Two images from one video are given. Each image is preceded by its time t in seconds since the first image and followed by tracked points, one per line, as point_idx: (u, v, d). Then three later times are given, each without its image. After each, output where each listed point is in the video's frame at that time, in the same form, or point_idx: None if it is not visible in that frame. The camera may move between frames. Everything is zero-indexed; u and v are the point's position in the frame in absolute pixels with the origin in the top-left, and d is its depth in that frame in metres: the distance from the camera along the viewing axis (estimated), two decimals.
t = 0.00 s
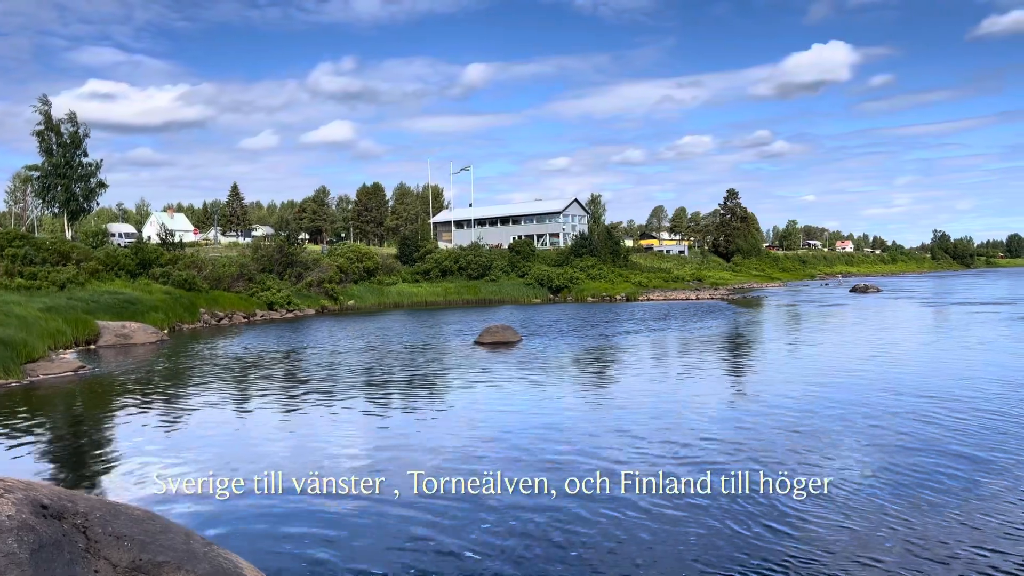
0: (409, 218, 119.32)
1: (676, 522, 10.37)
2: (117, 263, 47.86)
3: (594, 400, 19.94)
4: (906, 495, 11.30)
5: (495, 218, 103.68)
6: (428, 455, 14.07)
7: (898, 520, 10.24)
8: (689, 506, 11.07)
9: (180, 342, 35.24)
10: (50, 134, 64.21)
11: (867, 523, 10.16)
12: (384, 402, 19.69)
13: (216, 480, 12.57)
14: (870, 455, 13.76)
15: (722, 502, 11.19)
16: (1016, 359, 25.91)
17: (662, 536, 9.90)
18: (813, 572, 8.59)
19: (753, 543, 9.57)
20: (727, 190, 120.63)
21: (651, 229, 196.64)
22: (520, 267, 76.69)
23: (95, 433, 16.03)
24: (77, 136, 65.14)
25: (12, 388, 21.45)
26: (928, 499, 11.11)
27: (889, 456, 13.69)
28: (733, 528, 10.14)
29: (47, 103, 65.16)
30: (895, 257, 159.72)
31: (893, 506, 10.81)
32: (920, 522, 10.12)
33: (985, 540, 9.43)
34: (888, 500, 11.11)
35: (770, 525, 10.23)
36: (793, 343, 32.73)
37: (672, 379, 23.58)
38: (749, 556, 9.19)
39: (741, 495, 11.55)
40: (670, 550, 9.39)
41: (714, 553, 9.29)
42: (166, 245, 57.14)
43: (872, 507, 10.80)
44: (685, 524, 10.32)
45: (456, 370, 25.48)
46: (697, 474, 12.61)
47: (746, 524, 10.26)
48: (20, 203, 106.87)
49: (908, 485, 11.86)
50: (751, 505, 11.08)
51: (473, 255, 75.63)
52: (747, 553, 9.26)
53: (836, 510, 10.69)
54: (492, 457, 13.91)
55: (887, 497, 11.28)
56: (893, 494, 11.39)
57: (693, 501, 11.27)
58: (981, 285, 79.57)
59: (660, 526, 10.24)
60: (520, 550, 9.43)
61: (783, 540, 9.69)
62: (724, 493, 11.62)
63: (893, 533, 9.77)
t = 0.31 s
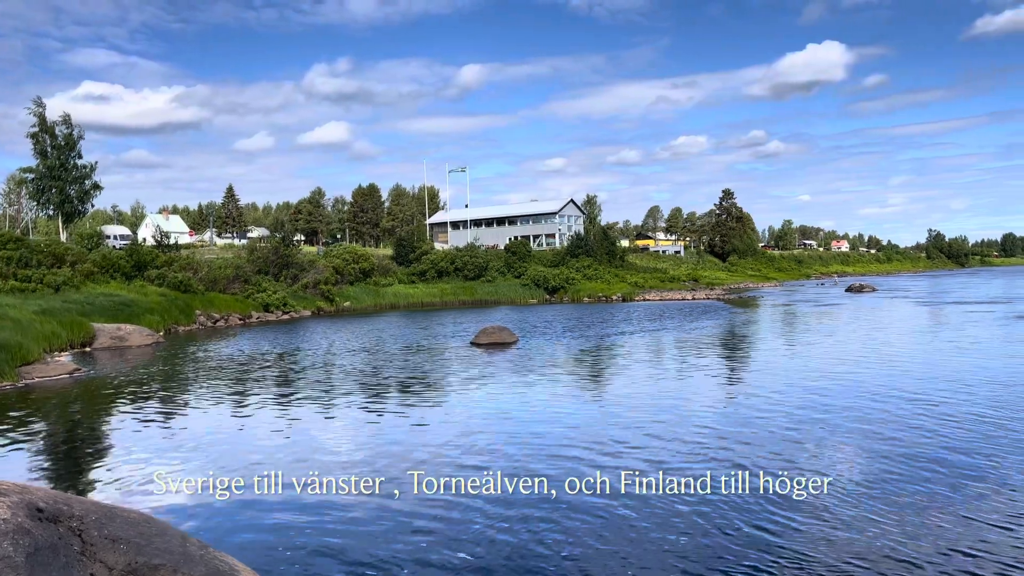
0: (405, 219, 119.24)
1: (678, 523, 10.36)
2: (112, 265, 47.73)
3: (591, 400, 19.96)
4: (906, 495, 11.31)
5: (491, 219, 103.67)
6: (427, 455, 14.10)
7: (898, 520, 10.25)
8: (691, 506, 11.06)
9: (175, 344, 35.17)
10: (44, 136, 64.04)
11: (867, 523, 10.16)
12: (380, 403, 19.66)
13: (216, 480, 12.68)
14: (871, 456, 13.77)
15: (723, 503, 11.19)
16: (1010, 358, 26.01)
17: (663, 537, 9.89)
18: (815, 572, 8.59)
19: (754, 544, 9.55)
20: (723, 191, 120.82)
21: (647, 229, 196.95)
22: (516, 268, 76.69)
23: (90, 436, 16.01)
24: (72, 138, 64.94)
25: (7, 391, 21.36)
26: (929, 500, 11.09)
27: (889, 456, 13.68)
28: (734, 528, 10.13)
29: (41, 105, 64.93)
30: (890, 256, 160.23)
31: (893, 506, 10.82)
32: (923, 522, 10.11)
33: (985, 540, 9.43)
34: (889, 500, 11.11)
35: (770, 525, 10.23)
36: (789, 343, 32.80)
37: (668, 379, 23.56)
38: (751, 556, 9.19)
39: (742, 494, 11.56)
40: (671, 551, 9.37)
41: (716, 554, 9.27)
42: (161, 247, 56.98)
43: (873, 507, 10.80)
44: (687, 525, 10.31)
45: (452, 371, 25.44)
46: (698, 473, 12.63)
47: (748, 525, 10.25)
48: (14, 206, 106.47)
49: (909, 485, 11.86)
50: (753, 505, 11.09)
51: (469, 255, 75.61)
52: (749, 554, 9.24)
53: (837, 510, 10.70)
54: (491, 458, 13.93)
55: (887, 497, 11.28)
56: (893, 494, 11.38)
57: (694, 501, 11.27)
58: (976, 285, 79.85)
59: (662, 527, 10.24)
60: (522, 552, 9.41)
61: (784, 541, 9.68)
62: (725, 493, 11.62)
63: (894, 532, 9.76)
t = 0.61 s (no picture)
0: (402, 220, 119.27)
1: (678, 523, 10.39)
2: (108, 267, 47.68)
3: (588, 400, 20.00)
4: (905, 495, 11.35)
5: (487, 219, 103.73)
6: (426, 456, 14.13)
7: (897, 519, 10.28)
8: (690, 505, 11.10)
9: (171, 346, 35.17)
10: (40, 139, 63.90)
11: (867, 522, 10.19)
12: (377, 404, 19.69)
13: (217, 480, 12.77)
14: (869, 455, 13.81)
15: (723, 502, 11.23)
16: (1006, 357, 26.12)
17: (663, 536, 9.91)
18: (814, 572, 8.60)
19: (754, 543, 9.57)
20: (719, 191, 121.16)
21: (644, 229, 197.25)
22: (513, 269, 76.77)
23: (88, 438, 16.02)
24: (67, 140, 64.82)
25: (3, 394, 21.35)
26: (929, 499, 11.12)
27: (888, 456, 13.71)
28: (734, 527, 10.17)
29: (36, 107, 64.78)
30: (886, 255, 160.63)
31: (893, 505, 10.84)
32: (923, 522, 10.13)
33: (985, 539, 9.45)
34: (888, 499, 11.14)
35: (770, 524, 10.26)
36: (786, 343, 32.91)
37: (665, 379, 23.64)
38: (751, 555, 9.20)
39: (742, 494, 11.60)
40: (671, 550, 9.40)
41: (717, 553, 9.28)
42: (157, 249, 56.88)
43: (872, 506, 10.84)
44: (687, 524, 10.33)
45: (449, 372, 25.48)
46: (698, 473, 12.66)
47: (748, 524, 10.29)
48: (9, 208, 106.18)
49: (908, 484, 11.90)
50: (752, 504, 11.13)
51: (465, 256, 75.68)
52: (750, 552, 9.26)
53: (836, 510, 10.73)
54: (490, 458, 13.96)
55: (886, 496, 11.31)
56: (893, 494, 11.41)
57: (693, 501, 11.31)
58: (971, 284, 80.10)
59: (662, 526, 10.26)
60: (522, 551, 9.44)
61: (785, 539, 9.69)
62: (725, 493, 11.65)
63: (894, 532, 9.78)
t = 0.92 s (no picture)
0: (399, 221, 119.19)
1: (678, 523, 10.39)
2: (105, 269, 47.60)
3: (586, 401, 20.02)
4: (906, 494, 11.36)
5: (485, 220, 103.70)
6: (425, 457, 14.14)
7: (897, 519, 10.30)
8: (690, 505, 11.12)
9: (169, 348, 35.15)
10: (36, 140, 63.77)
11: (867, 522, 10.20)
12: (375, 405, 19.69)
13: (217, 480, 12.85)
14: (870, 455, 13.82)
15: (722, 502, 11.25)
16: (1003, 356, 26.15)
17: (663, 536, 9.91)
18: (813, 570, 8.65)
19: (755, 543, 9.57)
20: (716, 190, 121.32)
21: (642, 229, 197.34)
22: (510, 269, 76.78)
23: (85, 440, 16.00)
24: (63, 142, 64.66)
25: None
26: (928, 499, 11.14)
27: (888, 455, 13.73)
28: (734, 527, 10.18)
29: (32, 109, 64.63)
30: (883, 255, 160.82)
31: (892, 505, 10.86)
32: (923, 522, 10.13)
33: (984, 539, 9.46)
34: (888, 499, 11.15)
35: (771, 524, 10.27)
36: (783, 342, 32.93)
37: (663, 379, 23.66)
38: (751, 555, 9.22)
39: (741, 494, 11.62)
40: (671, 550, 9.41)
41: (717, 553, 9.30)
42: (154, 250, 56.79)
43: (873, 506, 10.86)
44: (688, 524, 10.33)
45: (447, 373, 25.48)
46: (698, 474, 12.68)
47: (748, 523, 10.30)
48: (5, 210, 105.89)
49: (908, 485, 11.91)
50: (752, 504, 11.15)
51: (463, 256, 75.69)
52: (750, 552, 9.27)
53: (836, 509, 10.75)
54: (490, 459, 13.97)
55: (886, 496, 11.32)
56: (892, 494, 11.42)
57: (693, 501, 11.32)
58: (967, 283, 80.26)
59: (662, 526, 10.26)
60: (523, 552, 9.44)
61: (785, 539, 9.70)
62: (725, 493, 11.67)
63: (894, 532, 9.79)
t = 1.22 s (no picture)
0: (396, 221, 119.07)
1: (679, 523, 10.39)
2: (101, 270, 47.51)
3: (583, 401, 20.03)
4: (906, 494, 11.38)
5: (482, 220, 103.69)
6: (424, 457, 14.15)
7: (898, 518, 10.31)
8: (690, 505, 11.13)
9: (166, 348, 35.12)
10: (32, 141, 63.63)
11: (867, 522, 10.22)
12: (372, 406, 19.69)
13: (217, 480, 12.91)
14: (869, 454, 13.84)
15: (722, 501, 11.28)
16: (1000, 356, 26.19)
17: (664, 536, 9.92)
18: (814, 570, 8.66)
19: (756, 544, 9.57)
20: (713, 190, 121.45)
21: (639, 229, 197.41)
22: (507, 269, 76.79)
23: (82, 441, 15.98)
24: (59, 142, 64.51)
25: None
26: (927, 498, 11.17)
27: (887, 455, 13.75)
28: (735, 527, 10.19)
29: (28, 109, 64.47)
30: (879, 255, 161.17)
31: (891, 505, 10.89)
32: (923, 522, 10.16)
33: (984, 539, 9.49)
34: (888, 499, 11.17)
35: (771, 524, 10.29)
36: (780, 342, 32.99)
37: (660, 379, 23.68)
38: (752, 555, 9.23)
39: (742, 494, 11.65)
40: (671, 550, 9.42)
41: (718, 553, 9.31)
42: (150, 251, 56.68)
43: (872, 506, 10.89)
44: (689, 524, 10.34)
45: (444, 373, 25.48)
46: (697, 474, 12.70)
47: (748, 524, 10.31)
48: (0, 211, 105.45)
49: (908, 484, 11.93)
50: (753, 504, 11.17)
51: (459, 256, 75.68)
52: (751, 552, 9.28)
53: (835, 509, 10.78)
54: (490, 459, 13.97)
55: (886, 496, 11.35)
56: (892, 493, 11.44)
57: (694, 501, 11.34)
58: (964, 282, 80.47)
59: (663, 526, 10.27)
60: (523, 552, 9.44)
61: (786, 539, 9.72)
62: (725, 493, 11.69)
63: (893, 532, 9.81)
